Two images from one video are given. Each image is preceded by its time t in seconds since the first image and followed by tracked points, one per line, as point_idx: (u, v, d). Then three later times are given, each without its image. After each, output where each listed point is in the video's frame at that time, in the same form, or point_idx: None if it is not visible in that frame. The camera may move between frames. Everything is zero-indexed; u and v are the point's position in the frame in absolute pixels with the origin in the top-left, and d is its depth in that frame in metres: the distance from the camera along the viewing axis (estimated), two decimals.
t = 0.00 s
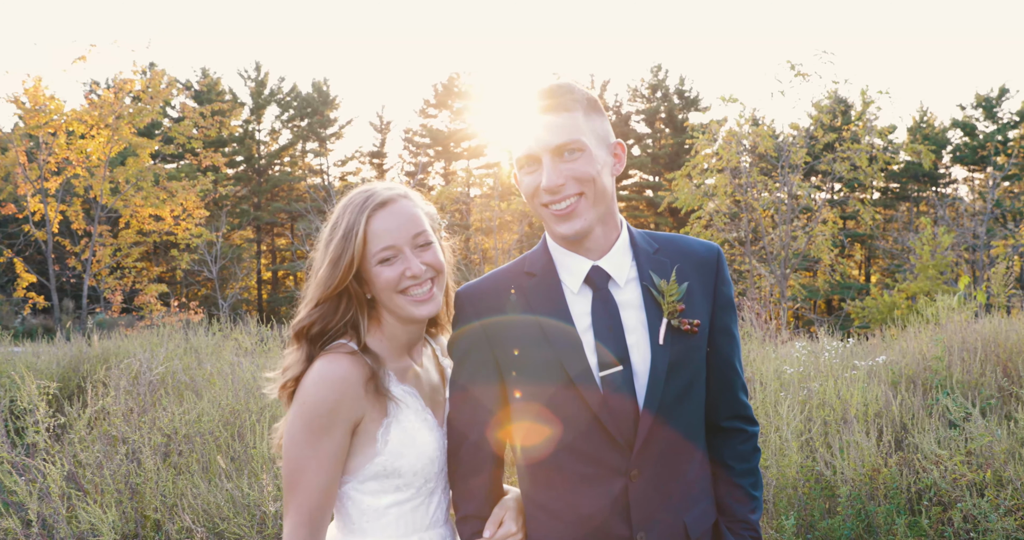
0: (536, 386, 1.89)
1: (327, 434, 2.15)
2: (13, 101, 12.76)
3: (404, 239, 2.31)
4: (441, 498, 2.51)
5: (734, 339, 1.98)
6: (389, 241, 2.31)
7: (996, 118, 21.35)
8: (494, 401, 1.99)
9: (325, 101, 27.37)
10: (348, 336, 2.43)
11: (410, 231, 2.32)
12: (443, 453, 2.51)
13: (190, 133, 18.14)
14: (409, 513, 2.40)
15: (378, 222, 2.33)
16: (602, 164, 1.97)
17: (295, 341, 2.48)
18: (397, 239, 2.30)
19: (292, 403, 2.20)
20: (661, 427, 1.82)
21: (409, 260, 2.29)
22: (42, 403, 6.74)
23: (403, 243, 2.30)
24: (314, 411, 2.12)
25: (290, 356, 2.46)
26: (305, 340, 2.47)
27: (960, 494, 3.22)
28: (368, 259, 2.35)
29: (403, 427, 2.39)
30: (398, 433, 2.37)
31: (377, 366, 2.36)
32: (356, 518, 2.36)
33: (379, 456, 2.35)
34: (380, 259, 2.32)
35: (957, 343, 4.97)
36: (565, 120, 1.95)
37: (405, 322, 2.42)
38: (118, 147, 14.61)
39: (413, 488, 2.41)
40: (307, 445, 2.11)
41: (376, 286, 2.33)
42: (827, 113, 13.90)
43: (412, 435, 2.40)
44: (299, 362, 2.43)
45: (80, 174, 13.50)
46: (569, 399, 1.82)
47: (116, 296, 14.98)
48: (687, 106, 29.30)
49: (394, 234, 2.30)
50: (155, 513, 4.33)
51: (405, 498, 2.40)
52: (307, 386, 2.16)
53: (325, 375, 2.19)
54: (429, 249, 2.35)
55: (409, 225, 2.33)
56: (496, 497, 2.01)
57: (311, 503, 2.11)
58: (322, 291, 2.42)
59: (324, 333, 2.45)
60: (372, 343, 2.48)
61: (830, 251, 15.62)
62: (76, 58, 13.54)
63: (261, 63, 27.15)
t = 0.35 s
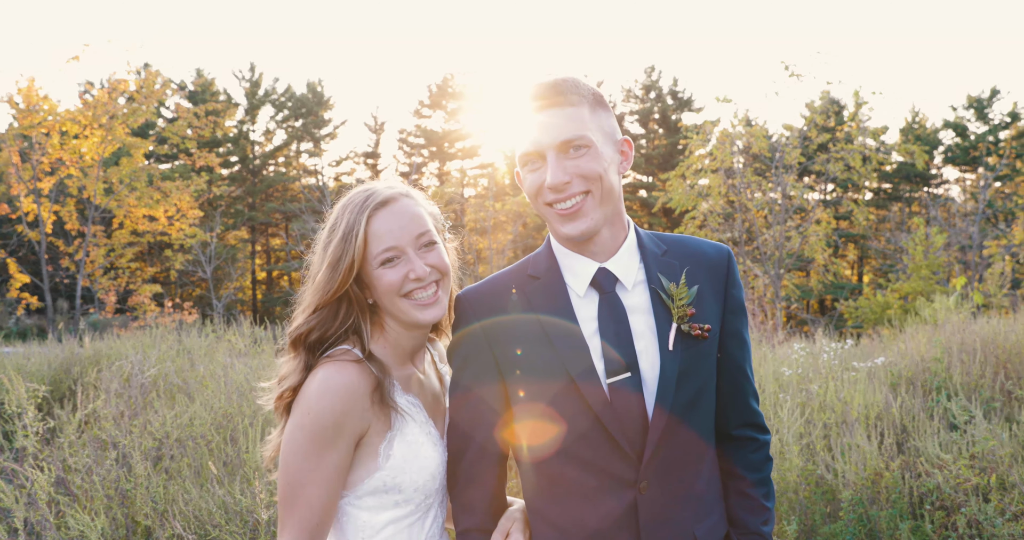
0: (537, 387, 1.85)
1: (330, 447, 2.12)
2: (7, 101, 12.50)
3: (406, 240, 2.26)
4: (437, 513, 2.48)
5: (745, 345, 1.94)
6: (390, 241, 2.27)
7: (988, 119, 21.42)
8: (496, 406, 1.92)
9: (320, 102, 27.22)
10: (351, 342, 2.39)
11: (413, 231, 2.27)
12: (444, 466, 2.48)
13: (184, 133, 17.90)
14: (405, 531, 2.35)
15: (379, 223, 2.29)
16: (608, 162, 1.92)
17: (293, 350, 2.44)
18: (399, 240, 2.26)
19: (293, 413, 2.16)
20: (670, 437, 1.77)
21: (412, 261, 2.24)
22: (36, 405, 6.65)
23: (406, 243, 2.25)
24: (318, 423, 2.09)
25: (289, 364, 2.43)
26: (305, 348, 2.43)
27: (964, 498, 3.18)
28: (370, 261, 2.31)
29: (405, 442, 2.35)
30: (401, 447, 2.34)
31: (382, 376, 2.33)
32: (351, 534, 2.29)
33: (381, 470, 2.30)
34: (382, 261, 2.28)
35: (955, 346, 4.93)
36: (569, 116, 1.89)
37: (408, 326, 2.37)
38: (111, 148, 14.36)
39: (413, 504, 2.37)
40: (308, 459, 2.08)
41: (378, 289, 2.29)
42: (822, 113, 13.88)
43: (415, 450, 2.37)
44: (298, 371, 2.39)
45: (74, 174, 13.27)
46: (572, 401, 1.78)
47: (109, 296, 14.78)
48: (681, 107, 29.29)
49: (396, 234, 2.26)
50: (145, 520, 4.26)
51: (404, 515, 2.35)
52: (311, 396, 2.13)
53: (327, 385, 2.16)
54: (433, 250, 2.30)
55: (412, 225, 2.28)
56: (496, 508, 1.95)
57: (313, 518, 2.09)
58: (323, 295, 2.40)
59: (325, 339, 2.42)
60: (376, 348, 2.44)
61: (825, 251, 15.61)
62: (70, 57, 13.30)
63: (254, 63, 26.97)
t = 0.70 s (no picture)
0: (540, 386, 1.86)
1: (336, 462, 2.16)
2: None
3: (413, 243, 2.28)
4: (436, 529, 2.51)
5: (758, 352, 1.94)
6: (396, 244, 2.28)
7: (981, 119, 21.48)
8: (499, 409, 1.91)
9: (314, 102, 27.09)
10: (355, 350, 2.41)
11: (420, 234, 2.29)
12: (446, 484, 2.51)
13: (178, 133, 17.70)
14: None
15: (384, 225, 2.30)
16: (617, 160, 1.92)
17: (292, 358, 2.43)
18: (407, 243, 2.28)
19: (298, 425, 2.18)
20: (682, 448, 1.77)
21: (420, 264, 2.26)
22: (27, 409, 6.52)
23: (413, 247, 2.28)
24: (324, 437, 2.12)
25: (288, 374, 2.42)
26: (306, 357, 2.42)
27: (969, 503, 3.15)
28: (375, 266, 2.31)
29: (409, 458, 2.39)
30: (406, 463, 2.37)
31: (389, 387, 2.35)
32: None
33: (383, 486, 2.34)
34: (388, 265, 2.29)
35: (955, 347, 4.91)
36: (577, 114, 1.89)
37: (412, 334, 2.40)
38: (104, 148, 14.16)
39: (413, 520, 2.40)
40: (312, 472, 2.11)
41: (385, 292, 2.30)
42: (817, 113, 13.89)
43: (419, 466, 2.40)
44: (298, 382, 2.38)
45: (67, 174, 13.08)
46: (577, 402, 1.79)
47: (102, 297, 14.62)
48: (675, 107, 29.28)
49: (403, 237, 2.28)
50: (136, 527, 4.20)
51: (404, 530, 2.38)
52: (317, 409, 2.16)
53: (333, 397, 2.19)
54: (439, 254, 2.31)
55: (418, 227, 2.30)
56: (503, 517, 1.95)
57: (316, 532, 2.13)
58: (326, 301, 2.41)
59: (328, 347, 2.43)
60: (380, 357, 2.46)
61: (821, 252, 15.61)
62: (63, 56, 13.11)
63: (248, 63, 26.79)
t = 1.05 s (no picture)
0: (548, 385, 1.83)
1: (334, 476, 2.15)
2: None
3: (425, 246, 2.23)
4: None
5: (770, 359, 1.95)
6: (408, 247, 2.23)
7: (971, 121, 21.56)
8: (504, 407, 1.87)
9: (306, 103, 26.96)
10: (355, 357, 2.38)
11: (433, 239, 2.24)
12: (445, 498, 2.51)
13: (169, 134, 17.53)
14: None
15: (395, 227, 2.25)
16: (614, 166, 1.87)
17: (291, 364, 2.38)
18: (418, 247, 2.22)
19: (294, 436, 2.15)
20: (691, 459, 1.76)
21: (432, 269, 2.20)
22: (13, 414, 6.40)
23: (426, 250, 2.22)
24: (322, 451, 2.11)
25: (285, 380, 2.37)
26: (305, 364, 2.38)
27: (971, 507, 3.13)
28: (384, 268, 2.26)
29: (408, 472, 2.38)
30: (404, 475, 2.36)
31: (388, 397, 2.34)
32: None
33: (381, 500, 2.32)
34: (399, 268, 2.23)
35: (952, 349, 4.89)
36: (572, 117, 1.86)
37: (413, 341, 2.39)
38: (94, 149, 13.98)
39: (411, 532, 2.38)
40: (311, 488, 2.10)
41: (393, 297, 2.24)
42: (809, 115, 13.92)
43: (418, 479, 2.39)
44: (296, 390, 2.33)
45: (57, 176, 12.92)
46: (584, 407, 1.77)
47: (92, 299, 14.44)
48: (667, 109, 29.30)
49: (415, 240, 2.23)
50: (125, 534, 4.13)
51: None
52: (315, 422, 2.14)
53: (331, 409, 2.17)
54: (451, 259, 2.26)
55: (429, 231, 2.25)
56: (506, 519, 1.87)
57: None
58: (331, 306, 2.36)
59: (328, 354, 2.39)
60: (380, 366, 2.43)
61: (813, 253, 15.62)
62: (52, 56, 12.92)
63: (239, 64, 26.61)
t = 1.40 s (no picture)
0: (553, 389, 1.84)
1: (333, 486, 2.13)
2: None
3: (431, 249, 2.21)
4: None
5: (776, 365, 1.99)
6: (414, 251, 2.20)
7: (959, 122, 21.72)
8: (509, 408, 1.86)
9: (295, 104, 26.79)
10: (355, 363, 2.37)
11: (438, 241, 2.22)
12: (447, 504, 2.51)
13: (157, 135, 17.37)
14: None
15: (401, 230, 2.22)
16: (611, 173, 1.85)
17: (288, 370, 2.34)
18: (425, 251, 2.20)
19: (292, 447, 2.13)
20: (696, 468, 1.78)
21: (438, 273, 2.18)
22: None
23: (433, 254, 2.20)
24: (320, 461, 2.10)
25: (280, 387, 2.33)
26: (304, 370, 2.34)
27: (970, 511, 3.15)
28: (390, 271, 2.22)
29: (407, 480, 2.38)
30: (404, 483, 2.36)
31: (387, 404, 2.33)
32: None
33: (382, 508, 2.32)
34: (405, 272, 2.20)
35: (947, 352, 4.91)
36: (565, 124, 1.85)
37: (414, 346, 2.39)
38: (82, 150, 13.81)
39: None
40: (308, 498, 2.09)
41: (398, 302, 2.21)
42: (799, 116, 13.98)
43: (419, 487, 2.39)
44: (292, 398, 2.29)
45: (44, 177, 12.75)
46: (590, 411, 1.78)
47: (79, 301, 14.23)
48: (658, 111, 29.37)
49: (421, 243, 2.20)
50: None
51: None
52: (312, 432, 2.12)
53: (329, 417, 2.16)
54: (455, 262, 2.25)
55: (434, 233, 2.23)
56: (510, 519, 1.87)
57: None
58: (333, 311, 2.32)
59: (328, 359, 2.37)
60: (378, 373, 2.44)
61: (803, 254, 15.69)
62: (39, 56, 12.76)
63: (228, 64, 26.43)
